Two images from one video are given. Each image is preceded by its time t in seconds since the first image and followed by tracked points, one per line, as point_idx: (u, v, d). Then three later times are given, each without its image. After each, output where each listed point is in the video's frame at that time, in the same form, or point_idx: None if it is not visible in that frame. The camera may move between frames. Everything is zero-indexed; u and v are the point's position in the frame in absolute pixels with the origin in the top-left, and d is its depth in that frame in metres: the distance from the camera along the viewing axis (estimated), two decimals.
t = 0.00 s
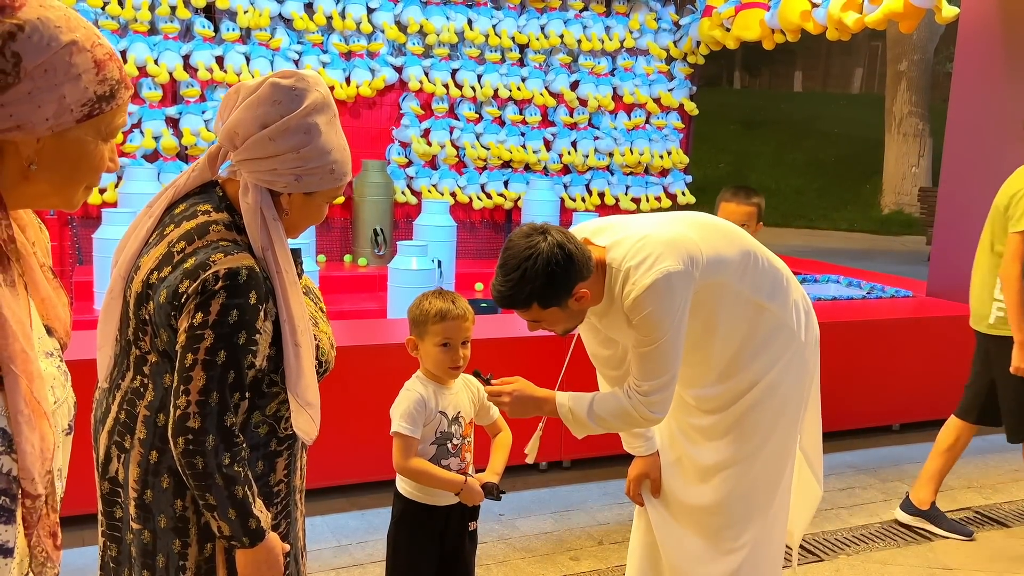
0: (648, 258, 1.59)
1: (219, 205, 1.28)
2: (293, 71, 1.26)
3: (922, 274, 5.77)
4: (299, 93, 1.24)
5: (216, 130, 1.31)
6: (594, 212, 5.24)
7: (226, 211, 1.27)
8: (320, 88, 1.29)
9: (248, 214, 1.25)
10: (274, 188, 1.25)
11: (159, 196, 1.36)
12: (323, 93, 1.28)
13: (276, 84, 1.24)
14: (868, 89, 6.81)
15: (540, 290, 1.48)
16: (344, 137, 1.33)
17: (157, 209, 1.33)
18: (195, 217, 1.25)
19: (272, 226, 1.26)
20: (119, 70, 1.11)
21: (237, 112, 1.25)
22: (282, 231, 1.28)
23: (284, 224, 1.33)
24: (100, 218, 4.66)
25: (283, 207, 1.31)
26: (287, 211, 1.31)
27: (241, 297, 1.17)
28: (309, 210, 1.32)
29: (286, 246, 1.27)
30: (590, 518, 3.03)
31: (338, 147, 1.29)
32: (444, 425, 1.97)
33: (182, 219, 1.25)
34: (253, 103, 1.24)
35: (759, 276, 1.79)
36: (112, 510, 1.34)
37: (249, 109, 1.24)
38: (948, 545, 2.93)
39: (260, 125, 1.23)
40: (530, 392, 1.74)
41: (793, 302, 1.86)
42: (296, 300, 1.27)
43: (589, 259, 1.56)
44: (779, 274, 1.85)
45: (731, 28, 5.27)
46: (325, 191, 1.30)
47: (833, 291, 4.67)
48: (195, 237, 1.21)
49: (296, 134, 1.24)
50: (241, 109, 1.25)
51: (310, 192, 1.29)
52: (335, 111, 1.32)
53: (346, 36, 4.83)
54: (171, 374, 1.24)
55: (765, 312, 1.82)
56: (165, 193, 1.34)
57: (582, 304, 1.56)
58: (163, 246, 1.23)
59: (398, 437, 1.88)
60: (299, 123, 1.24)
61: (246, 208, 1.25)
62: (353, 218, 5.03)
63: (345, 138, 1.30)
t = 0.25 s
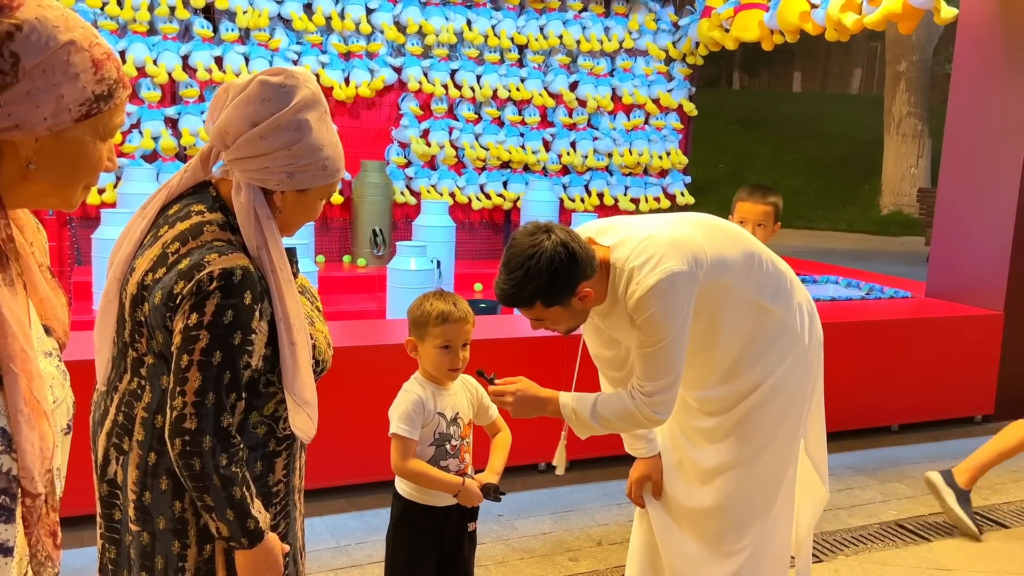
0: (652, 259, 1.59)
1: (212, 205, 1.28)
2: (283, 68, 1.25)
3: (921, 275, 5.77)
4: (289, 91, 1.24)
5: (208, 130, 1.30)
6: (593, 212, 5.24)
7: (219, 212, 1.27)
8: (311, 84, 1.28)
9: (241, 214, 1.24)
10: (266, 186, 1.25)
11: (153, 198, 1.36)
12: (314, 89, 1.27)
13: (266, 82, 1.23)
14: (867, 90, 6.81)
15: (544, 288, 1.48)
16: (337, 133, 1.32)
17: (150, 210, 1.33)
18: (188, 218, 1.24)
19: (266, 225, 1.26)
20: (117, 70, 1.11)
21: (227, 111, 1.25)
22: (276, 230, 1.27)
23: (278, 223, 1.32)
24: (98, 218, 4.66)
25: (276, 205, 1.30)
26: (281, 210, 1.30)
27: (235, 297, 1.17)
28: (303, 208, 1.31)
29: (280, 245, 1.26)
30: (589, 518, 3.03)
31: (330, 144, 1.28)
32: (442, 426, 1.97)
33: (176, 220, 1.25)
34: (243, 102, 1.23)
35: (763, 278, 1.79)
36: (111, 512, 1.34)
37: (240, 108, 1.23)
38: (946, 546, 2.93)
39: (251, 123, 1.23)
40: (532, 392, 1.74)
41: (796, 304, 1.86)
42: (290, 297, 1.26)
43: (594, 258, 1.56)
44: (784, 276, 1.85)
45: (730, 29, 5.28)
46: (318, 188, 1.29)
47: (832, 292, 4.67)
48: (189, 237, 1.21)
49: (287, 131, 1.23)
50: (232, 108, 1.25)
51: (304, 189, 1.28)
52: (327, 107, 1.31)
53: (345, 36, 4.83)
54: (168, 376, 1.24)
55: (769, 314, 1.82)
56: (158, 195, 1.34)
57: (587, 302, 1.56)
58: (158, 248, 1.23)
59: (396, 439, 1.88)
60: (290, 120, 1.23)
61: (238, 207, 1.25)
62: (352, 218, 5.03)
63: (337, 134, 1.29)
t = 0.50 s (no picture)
0: (656, 259, 1.59)
1: (202, 205, 1.27)
2: (262, 62, 1.24)
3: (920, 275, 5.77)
4: (270, 86, 1.23)
5: (193, 129, 1.30)
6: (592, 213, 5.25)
7: (209, 211, 1.26)
8: (292, 77, 1.27)
9: (231, 212, 1.24)
10: (254, 182, 1.24)
11: (143, 201, 1.35)
12: (295, 81, 1.26)
13: (247, 78, 1.22)
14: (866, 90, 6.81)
15: (545, 287, 1.48)
16: (322, 125, 1.31)
17: (141, 213, 1.33)
18: (179, 219, 1.24)
19: (256, 222, 1.25)
20: (111, 68, 1.11)
21: (210, 109, 1.25)
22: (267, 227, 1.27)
23: (269, 218, 1.31)
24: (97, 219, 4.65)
25: (266, 201, 1.30)
26: (271, 205, 1.30)
27: (227, 297, 1.17)
28: (294, 202, 1.31)
29: (271, 241, 1.26)
30: (588, 519, 3.03)
31: (316, 136, 1.27)
32: (441, 427, 1.97)
33: (167, 221, 1.25)
34: (225, 99, 1.23)
35: (768, 280, 1.79)
36: (110, 515, 1.34)
37: (222, 105, 1.23)
38: (945, 547, 2.93)
39: (235, 120, 1.22)
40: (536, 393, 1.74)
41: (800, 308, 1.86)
42: (283, 294, 1.26)
43: (596, 256, 1.56)
44: (788, 279, 1.85)
45: (728, 30, 5.29)
46: (307, 180, 1.29)
47: (831, 293, 4.67)
48: (180, 238, 1.21)
49: (271, 126, 1.22)
50: (214, 106, 1.24)
51: (292, 183, 1.28)
52: (310, 99, 1.30)
53: (344, 37, 4.84)
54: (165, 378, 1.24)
55: (772, 317, 1.82)
56: (148, 198, 1.34)
57: (589, 302, 1.55)
58: (149, 250, 1.23)
59: (394, 441, 1.89)
60: (273, 114, 1.23)
61: (227, 206, 1.24)
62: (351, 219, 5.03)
63: (322, 126, 1.29)
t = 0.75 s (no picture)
0: (657, 260, 1.59)
1: (196, 206, 1.27)
2: (250, 60, 1.24)
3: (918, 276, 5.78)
4: (258, 83, 1.23)
5: (182, 129, 1.30)
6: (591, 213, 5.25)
7: (202, 212, 1.26)
8: (280, 74, 1.27)
9: (223, 212, 1.24)
10: (246, 181, 1.24)
11: (137, 203, 1.35)
12: (283, 78, 1.26)
13: (234, 76, 1.22)
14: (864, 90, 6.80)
15: (547, 287, 1.48)
16: (312, 121, 1.31)
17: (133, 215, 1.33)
18: (172, 220, 1.24)
19: (248, 221, 1.25)
20: (101, 64, 1.10)
21: (199, 109, 1.24)
22: (260, 227, 1.27)
23: (262, 217, 1.31)
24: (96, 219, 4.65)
25: (258, 200, 1.30)
26: (263, 204, 1.30)
27: (220, 297, 1.17)
28: (286, 200, 1.31)
29: (264, 240, 1.25)
30: (587, 519, 3.03)
31: (306, 133, 1.27)
32: (439, 428, 1.97)
33: (160, 223, 1.25)
34: (213, 98, 1.23)
35: (770, 281, 1.79)
36: (110, 518, 1.34)
37: (210, 105, 1.23)
38: (943, 546, 2.93)
39: (223, 119, 1.22)
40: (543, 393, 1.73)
41: (802, 309, 1.86)
42: (277, 293, 1.25)
43: (598, 255, 1.56)
44: (790, 280, 1.85)
45: (727, 30, 5.30)
46: (298, 178, 1.28)
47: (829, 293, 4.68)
48: (173, 240, 1.21)
49: (261, 124, 1.22)
50: (203, 105, 1.24)
51: (284, 181, 1.28)
52: (299, 95, 1.30)
53: (342, 37, 4.84)
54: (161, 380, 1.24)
55: (775, 319, 1.82)
56: (142, 200, 1.34)
57: (590, 302, 1.55)
58: (143, 252, 1.23)
59: (391, 442, 1.89)
60: (263, 112, 1.22)
61: (220, 205, 1.24)
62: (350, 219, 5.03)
63: (312, 123, 1.28)
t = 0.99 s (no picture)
0: (657, 257, 1.58)
1: (191, 206, 1.27)
2: (246, 60, 1.24)
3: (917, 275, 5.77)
4: (254, 82, 1.23)
5: (178, 129, 1.30)
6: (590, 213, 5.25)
7: (198, 212, 1.26)
8: (276, 74, 1.27)
9: (219, 212, 1.23)
10: (242, 182, 1.24)
11: (133, 203, 1.35)
12: (280, 78, 1.26)
13: (230, 76, 1.22)
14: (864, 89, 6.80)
15: (550, 288, 1.48)
16: (309, 121, 1.31)
17: (130, 216, 1.33)
18: (168, 220, 1.24)
19: (245, 222, 1.25)
20: (92, 62, 1.10)
21: (195, 109, 1.24)
22: (256, 227, 1.27)
23: (259, 217, 1.31)
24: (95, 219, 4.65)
25: (254, 200, 1.29)
26: (260, 203, 1.30)
27: (215, 298, 1.17)
28: (282, 200, 1.31)
29: (260, 240, 1.25)
30: (586, 519, 3.03)
31: (303, 132, 1.27)
32: (437, 429, 1.97)
33: (156, 224, 1.25)
34: (209, 98, 1.23)
35: (769, 279, 1.79)
36: (107, 518, 1.34)
37: (206, 105, 1.22)
38: (941, 546, 2.93)
39: (219, 119, 1.22)
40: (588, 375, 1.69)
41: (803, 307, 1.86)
42: (274, 292, 1.25)
43: (597, 253, 1.55)
44: (789, 277, 1.84)
45: (726, 30, 5.30)
46: (295, 178, 1.28)
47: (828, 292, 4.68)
48: (168, 240, 1.21)
49: (257, 124, 1.22)
50: (199, 105, 1.24)
51: (281, 181, 1.28)
52: (296, 95, 1.30)
53: (341, 37, 4.84)
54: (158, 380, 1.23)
55: (776, 316, 1.82)
56: (138, 200, 1.34)
57: (590, 300, 1.55)
58: (138, 253, 1.22)
59: (388, 443, 1.89)
60: (259, 112, 1.22)
61: (215, 205, 1.24)
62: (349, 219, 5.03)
63: (308, 122, 1.28)
